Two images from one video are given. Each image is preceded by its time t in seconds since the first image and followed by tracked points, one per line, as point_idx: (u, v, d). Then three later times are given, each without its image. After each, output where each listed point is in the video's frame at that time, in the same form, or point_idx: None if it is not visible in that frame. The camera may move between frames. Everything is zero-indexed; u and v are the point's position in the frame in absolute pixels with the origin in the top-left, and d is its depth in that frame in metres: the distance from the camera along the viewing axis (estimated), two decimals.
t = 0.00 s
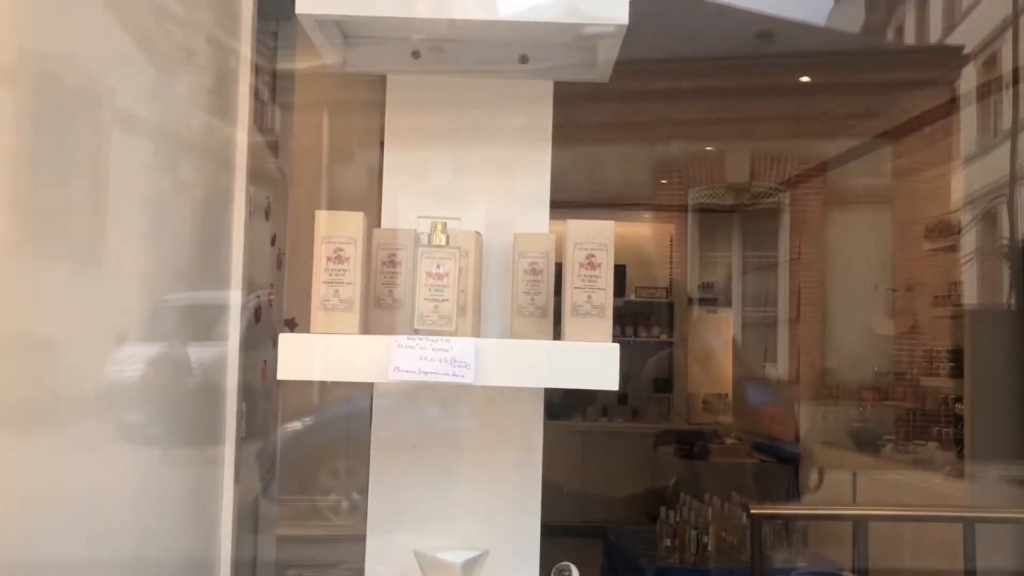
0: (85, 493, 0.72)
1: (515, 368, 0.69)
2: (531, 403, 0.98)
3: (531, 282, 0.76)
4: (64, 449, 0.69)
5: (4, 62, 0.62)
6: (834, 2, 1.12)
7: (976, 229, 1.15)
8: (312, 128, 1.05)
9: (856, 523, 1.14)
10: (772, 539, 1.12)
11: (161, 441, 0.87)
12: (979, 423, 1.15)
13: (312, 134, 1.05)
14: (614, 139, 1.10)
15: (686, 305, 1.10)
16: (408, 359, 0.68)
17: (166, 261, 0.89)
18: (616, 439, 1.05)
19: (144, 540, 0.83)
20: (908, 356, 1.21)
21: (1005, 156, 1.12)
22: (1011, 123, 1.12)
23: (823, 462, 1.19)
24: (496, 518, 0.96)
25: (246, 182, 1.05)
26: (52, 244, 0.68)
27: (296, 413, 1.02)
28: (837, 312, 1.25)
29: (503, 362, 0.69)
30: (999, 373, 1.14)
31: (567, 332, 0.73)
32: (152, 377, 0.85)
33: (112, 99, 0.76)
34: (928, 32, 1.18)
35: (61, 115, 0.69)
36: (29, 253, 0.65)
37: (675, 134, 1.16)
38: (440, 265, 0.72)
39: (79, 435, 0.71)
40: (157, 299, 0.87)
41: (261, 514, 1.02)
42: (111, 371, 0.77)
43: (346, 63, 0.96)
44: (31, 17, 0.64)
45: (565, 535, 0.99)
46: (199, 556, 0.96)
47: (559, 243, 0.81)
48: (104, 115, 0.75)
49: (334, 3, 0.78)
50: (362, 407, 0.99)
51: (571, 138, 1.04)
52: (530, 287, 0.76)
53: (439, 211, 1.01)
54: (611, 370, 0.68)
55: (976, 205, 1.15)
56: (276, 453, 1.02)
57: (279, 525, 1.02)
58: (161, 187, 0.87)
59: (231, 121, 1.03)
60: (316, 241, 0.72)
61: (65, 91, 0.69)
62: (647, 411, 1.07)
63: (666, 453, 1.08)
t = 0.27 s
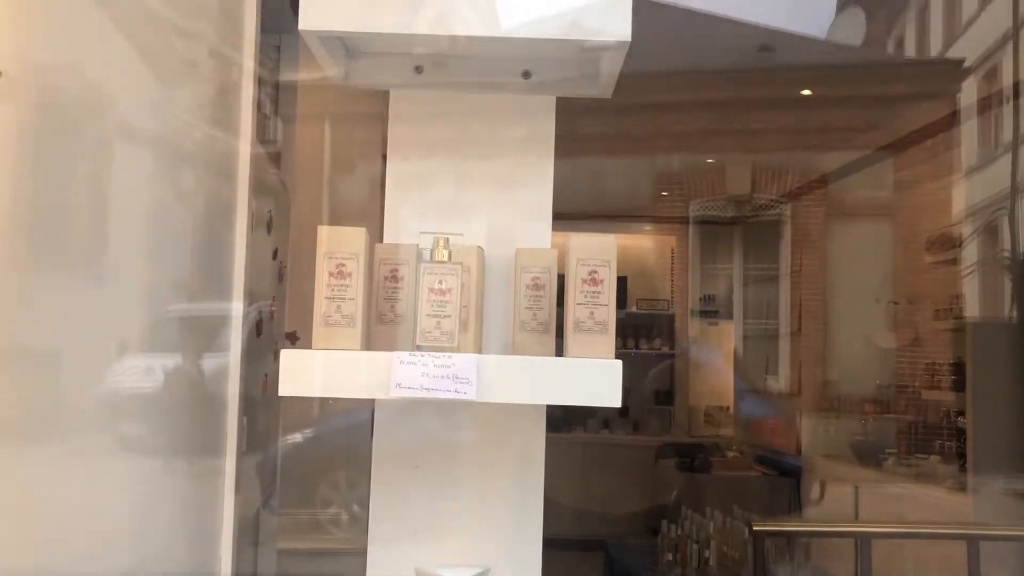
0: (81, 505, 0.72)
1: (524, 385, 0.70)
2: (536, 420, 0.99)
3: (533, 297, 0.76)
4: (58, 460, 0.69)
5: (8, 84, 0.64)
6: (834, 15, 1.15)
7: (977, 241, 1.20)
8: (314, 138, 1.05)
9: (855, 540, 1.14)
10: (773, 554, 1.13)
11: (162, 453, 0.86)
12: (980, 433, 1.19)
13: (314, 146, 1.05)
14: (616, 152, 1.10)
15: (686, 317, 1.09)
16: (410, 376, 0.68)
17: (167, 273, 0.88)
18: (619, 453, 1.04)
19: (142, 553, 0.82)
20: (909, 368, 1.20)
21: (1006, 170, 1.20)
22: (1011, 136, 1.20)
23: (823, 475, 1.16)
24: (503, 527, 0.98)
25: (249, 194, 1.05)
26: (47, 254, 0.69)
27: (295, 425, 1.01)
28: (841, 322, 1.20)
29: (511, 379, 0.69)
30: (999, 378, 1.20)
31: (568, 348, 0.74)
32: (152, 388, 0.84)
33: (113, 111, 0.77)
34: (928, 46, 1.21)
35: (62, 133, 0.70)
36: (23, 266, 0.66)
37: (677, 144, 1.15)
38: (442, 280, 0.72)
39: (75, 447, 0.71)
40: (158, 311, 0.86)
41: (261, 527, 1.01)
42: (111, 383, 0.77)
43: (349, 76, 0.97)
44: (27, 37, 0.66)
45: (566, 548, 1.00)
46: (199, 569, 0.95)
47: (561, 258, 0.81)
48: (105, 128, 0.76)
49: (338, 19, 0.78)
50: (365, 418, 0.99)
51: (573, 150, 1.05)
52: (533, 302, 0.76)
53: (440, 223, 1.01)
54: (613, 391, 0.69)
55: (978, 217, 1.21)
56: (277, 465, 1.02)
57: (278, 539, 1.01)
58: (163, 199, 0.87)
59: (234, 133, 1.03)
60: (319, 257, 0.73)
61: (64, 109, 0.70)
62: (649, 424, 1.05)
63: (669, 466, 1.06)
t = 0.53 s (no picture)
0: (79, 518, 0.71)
1: (530, 401, 0.69)
2: (537, 439, 0.97)
3: (535, 314, 0.77)
4: (59, 473, 0.68)
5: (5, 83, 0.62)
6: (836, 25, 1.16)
7: (978, 255, 1.20)
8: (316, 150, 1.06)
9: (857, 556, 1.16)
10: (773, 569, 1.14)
11: (161, 467, 0.85)
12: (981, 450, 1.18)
13: (314, 159, 1.05)
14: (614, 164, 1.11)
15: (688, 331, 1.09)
16: (411, 393, 0.68)
17: (168, 284, 0.88)
18: (621, 467, 1.04)
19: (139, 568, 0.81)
20: (911, 383, 1.21)
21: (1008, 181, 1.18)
22: (1012, 149, 1.18)
23: (824, 490, 1.17)
24: (503, 546, 0.95)
25: (252, 205, 1.04)
26: (54, 266, 0.68)
27: (295, 438, 1.01)
28: (844, 335, 1.22)
29: (518, 394, 0.69)
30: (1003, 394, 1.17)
31: (569, 366, 0.74)
32: (152, 401, 0.83)
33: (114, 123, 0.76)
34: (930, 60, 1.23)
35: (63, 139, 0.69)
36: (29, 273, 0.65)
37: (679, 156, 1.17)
38: (443, 297, 0.73)
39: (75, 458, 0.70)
40: (157, 322, 0.86)
41: (261, 540, 1.01)
42: (112, 394, 0.76)
43: (350, 90, 0.97)
44: (33, 42, 0.65)
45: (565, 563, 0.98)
46: None
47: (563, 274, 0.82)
48: (108, 140, 0.75)
49: (336, 36, 0.78)
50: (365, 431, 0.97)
51: (574, 163, 1.05)
52: (534, 320, 0.77)
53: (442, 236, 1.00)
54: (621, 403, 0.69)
55: (979, 231, 1.20)
56: (276, 478, 1.02)
57: (278, 553, 1.01)
58: (164, 210, 0.86)
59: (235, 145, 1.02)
60: (320, 274, 0.73)
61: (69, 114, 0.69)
62: (650, 438, 1.05)
63: (669, 481, 1.06)
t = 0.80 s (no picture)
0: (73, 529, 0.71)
1: (528, 421, 0.69)
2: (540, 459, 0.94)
3: (536, 330, 0.77)
4: (51, 478, 0.69)
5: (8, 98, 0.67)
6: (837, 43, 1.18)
7: (980, 269, 1.18)
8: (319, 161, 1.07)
9: None
10: None
11: (162, 480, 0.84)
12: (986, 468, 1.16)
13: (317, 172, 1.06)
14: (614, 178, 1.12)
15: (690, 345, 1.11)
16: (411, 411, 0.68)
17: (171, 295, 0.87)
18: (624, 481, 1.04)
19: None
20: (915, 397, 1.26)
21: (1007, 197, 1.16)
22: (1013, 164, 1.16)
23: (824, 504, 1.19)
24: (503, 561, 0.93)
25: (255, 217, 1.03)
26: (54, 270, 0.70)
27: (297, 449, 1.00)
28: (839, 349, 1.33)
29: (520, 412, 0.69)
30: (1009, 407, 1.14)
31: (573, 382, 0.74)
32: (154, 413, 0.82)
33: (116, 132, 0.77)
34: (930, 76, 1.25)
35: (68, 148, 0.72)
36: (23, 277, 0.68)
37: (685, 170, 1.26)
38: (446, 314, 0.73)
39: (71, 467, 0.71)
40: (159, 333, 0.84)
41: (261, 553, 1.00)
42: (114, 405, 0.77)
43: (355, 110, 0.98)
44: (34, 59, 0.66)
45: None
46: None
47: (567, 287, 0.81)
48: (113, 149, 0.76)
49: (343, 53, 0.78)
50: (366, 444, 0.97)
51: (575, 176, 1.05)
52: (535, 336, 0.77)
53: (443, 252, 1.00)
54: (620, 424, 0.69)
55: (981, 245, 1.18)
56: (277, 491, 1.01)
57: (278, 567, 1.00)
58: (166, 221, 0.85)
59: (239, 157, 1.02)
60: (323, 291, 0.74)
61: (74, 124, 0.72)
62: (651, 452, 1.06)
63: (670, 495, 1.07)
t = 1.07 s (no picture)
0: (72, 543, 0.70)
1: (531, 435, 0.70)
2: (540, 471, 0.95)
3: (539, 345, 0.78)
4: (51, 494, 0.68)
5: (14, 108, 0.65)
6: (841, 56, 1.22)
7: (982, 281, 1.18)
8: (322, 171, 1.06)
9: None
10: None
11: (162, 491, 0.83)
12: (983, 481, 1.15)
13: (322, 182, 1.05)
14: (618, 190, 1.12)
15: (693, 357, 1.10)
16: (415, 427, 0.69)
17: (173, 305, 0.87)
18: (625, 492, 1.05)
19: None
20: (917, 410, 1.25)
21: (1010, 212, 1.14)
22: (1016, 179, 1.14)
23: (828, 519, 1.19)
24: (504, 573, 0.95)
25: (259, 230, 1.04)
26: (56, 286, 0.69)
27: (298, 460, 1.00)
28: (845, 360, 1.29)
29: (521, 426, 0.70)
30: (1008, 420, 1.11)
31: (576, 397, 0.75)
32: (154, 424, 0.81)
33: (122, 142, 0.76)
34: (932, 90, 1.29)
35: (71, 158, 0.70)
36: (29, 291, 0.66)
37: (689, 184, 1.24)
38: (450, 329, 0.75)
39: (73, 477, 0.70)
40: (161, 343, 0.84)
41: (262, 565, 0.99)
42: (115, 416, 0.76)
43: (359, 124, 0.99)
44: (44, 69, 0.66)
45: None
46: None
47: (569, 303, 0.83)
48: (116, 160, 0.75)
49: (348, 68, 0.79)
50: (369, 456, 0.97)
51: (578, 188, 1.05)
52: (538, 350, 0.78)
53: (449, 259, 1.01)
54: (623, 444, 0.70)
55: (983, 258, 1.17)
56: (278, 501, 1.00)
57: None
58: (167, 232, 0.85)
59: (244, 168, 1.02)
60: (327, 305, 0.74)
61: (77, 134, 0.71)
62: (653, 465, 1.06)
63: (672, 507, 1.07)
